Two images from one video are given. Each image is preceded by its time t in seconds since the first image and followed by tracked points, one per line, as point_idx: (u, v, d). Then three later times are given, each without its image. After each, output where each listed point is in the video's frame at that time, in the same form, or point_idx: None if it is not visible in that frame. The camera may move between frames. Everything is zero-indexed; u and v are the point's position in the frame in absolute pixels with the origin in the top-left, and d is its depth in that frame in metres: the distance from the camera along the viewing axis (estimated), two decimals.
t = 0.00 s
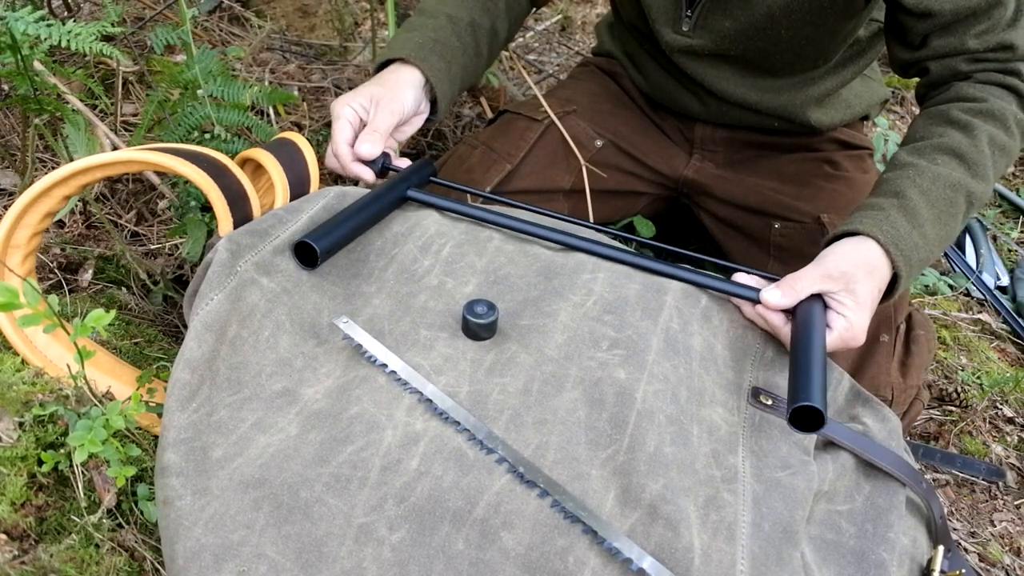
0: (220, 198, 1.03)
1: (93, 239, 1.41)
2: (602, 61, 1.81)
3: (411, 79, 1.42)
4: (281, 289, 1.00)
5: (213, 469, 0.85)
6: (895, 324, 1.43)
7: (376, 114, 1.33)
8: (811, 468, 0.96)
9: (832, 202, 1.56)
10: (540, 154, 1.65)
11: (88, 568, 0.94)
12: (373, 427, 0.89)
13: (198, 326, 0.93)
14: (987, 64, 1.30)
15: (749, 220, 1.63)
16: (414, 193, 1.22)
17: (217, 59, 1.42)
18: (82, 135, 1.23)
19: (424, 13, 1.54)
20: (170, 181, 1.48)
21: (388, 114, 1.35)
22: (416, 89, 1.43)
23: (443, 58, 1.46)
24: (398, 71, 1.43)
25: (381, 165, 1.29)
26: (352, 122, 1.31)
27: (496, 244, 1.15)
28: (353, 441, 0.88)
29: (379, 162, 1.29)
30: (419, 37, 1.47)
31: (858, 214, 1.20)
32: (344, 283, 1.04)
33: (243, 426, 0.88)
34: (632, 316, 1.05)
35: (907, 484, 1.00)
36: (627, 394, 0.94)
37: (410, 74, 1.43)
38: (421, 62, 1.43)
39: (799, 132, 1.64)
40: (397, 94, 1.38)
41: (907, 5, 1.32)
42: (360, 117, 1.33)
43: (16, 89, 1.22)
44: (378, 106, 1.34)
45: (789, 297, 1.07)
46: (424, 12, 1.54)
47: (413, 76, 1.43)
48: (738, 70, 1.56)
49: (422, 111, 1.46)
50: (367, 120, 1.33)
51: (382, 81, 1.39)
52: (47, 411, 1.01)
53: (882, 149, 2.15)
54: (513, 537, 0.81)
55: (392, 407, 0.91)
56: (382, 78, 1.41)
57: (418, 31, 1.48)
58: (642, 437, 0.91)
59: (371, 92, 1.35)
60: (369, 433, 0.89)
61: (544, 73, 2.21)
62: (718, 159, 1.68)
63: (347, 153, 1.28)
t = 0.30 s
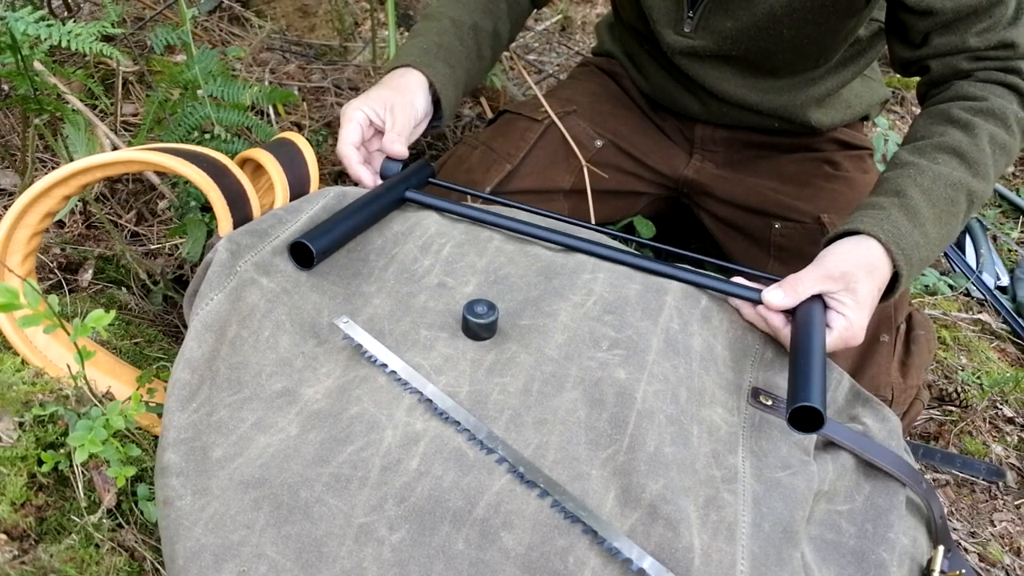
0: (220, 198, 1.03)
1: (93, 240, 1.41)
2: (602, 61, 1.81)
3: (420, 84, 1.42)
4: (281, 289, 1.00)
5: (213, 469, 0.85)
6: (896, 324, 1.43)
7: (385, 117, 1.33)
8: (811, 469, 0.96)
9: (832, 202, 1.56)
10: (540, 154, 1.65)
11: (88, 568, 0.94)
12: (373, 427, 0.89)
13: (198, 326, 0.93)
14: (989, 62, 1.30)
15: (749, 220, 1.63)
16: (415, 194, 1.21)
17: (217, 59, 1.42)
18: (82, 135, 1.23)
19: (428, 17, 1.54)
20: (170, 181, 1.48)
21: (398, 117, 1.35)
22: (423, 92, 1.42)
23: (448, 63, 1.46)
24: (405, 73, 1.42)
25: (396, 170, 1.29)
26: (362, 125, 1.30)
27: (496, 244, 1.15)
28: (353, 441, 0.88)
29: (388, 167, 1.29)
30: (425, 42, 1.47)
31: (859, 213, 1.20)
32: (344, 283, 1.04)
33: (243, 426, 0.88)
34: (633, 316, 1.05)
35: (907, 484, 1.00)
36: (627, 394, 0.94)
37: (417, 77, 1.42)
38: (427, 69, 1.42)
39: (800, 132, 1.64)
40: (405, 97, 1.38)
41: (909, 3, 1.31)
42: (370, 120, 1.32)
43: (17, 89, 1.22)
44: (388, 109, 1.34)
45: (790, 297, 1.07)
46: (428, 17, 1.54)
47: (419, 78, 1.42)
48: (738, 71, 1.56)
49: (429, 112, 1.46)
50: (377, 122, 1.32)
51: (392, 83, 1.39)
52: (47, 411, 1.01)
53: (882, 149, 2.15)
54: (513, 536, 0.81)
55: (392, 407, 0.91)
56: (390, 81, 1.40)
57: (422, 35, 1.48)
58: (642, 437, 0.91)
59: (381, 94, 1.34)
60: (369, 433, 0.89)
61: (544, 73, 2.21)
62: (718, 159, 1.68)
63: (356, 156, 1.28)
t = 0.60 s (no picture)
0: (220, 198, 1.03)
1: (93, 239, 1.41)
2: (602, 61, 1.80)
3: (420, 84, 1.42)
4: (281, 289, 1.00)
5: (213, 469, 0.85)
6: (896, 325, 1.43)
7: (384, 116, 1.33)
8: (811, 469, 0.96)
9: (832, 202, 1.56)
10: (540, 154, 1.65)
11: (88, 568, 0.94)
12: (373, 427, 0.89)
13: (198, 326, 0.93)
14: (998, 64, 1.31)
15: (749, 220, 1.63)
16: (418, 194, 1.20)
17: (216, 59, 1.42)
18: (83, 135, 1.23)
19: (427, 16, 1.55)
20: (170, 181, 1.48)
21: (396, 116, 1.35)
22: (421, 91, 1.42)
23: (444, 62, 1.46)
24: (402, 73, 1.41)
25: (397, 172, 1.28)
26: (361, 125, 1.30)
27: (496, 244, 1.15)
28: (353, 441, 0.88)
29: (392, 166, 1.28)
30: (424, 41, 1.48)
31: (892, 221, 1.20)
32: (344, 282, 1.04)
33: (243, 426, 0.88)
34: (633, 316, 1.05)
35: (906, 484, 1.00)
36: (627, 394, 0.94)
37: (415, 77, 1.42)
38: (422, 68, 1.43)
39: (800, 133, 1.64)
40: (402, 96, 1.38)
41: (917, 6, 1.33)
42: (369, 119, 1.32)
43: (17, 89, 1.22)
44: (386, 108, 1.34)
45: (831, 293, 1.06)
46: (426, 16, 1.55)
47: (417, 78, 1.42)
48: (740, 72, 1.56)
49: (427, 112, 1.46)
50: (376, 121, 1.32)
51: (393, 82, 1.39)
52: (47, 411, 1.01)
53: (882, 149, 2.15)
54: (513, 536, 0.81)
55: (392, 407, 0.91)
56: (389, 81, 1.39)
57: (421, 34, 1.49)
58: (643, 437, 0.91)
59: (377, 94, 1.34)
60: (369, 433, 0.89)
61: (544, 73, 2.21)
62: (718, 159, 1.68)
63: (360, 151, 1.28)
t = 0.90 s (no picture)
0: (219, 198, 1.03)
1: (93, 240, 1.41)
2: (602, 61, 1.80)
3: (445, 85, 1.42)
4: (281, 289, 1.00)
5: (213, 469, 0.85)
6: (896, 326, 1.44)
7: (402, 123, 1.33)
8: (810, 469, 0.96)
9: (833, 202, 1.56)
10: (540, 154, 1.65)
11: (88, 568, 0.94)
12: (373, 427, 0.89)
13: (198, 326, 0.93)
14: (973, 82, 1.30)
15: (750, 220, 1.63)
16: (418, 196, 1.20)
17: (216, 59, 1.42)
18: (82, 135, 1.23)
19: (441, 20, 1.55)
20: (170, 181, 1.48)
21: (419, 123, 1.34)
22: (450, 95, 1.42)
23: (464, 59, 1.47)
24: (435, 79, 1.42)
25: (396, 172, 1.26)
26: (378, 129, 1.30)
27: (496, 244, 1.15)
28: (353, 441, 0.88)
29: (391, 168, 1.26)
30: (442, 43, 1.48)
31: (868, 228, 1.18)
32: (343, 281, 1.05)
33: (243, 426, 0.88)
34: (633, 315, 1.05)
35: (907, 484, 1.00)
36: (627, 394, 0.94)
37: (446, 81, 1.42)
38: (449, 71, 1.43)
39: (800, 134, 1.64)
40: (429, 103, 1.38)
41: (906, 8, 1.30)
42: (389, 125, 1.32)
43: (17, 89, 1.22)
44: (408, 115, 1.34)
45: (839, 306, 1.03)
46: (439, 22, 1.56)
47: (449, 86, 1.43)
48: (740, 71, 1.56)
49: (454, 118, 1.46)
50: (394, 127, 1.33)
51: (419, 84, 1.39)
52: (47, 411, 1.01)
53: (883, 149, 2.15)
54: (513, 537, 0.81)
55: (392, 407, 0.91)
56: (420, 85, 1.40)
57: (444, 38, 1.50)
58: (643, 437, 0.91)
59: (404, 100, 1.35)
60: (369, 433, 0.89)
61: (544, 73, 2.21)
62: (719, 159, 1.68)
63: (359, 155, 1.28)
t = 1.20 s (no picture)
0: (220, 198, 1.03)
1: (93, 240, 1.41)
2: (602, 62, 1.81)
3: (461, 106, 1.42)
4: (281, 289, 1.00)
5: (213, 469, 0.85)
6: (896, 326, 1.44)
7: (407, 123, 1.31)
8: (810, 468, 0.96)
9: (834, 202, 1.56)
10: (540, 154, 1.65)
11: (87, 568, 0.94)
12: (373, 427, 0.89)
13: (198, 326, 0.93)
14: (955, 89, 1.25)
15: (750, 220, 1.62)
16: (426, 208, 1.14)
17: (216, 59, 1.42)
18: (83, 135, 1.23)
19: (453, 37, 1.54)
20: (170, 181, 1.48)
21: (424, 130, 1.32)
22: (457, 114, 1.41)
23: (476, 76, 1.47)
24: (449, 93, 1.41)
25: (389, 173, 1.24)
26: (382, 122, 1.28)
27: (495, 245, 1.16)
28: (353, 441, 0.88)
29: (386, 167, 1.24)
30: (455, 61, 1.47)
31: (844, 218, 1.15)
32: (342, 281, 1.05)
33: (243, 426, 0.88)
34: (632, 316, 1.05)
35: (907, 484, 1.00)
36: (627, 394, 0.95)
37: (458, 101, 1.41)
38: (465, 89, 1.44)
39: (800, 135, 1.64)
40: (437, 113, 1.36)
41: (891, 9, 1.26)
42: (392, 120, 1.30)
43: (17, 89, 1.22)
44: (416, 119, 1.31)
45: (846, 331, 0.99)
46: (449, 37, 1.54)
47: (459, 104, 1.42)
48: (740, 77, 1.56)
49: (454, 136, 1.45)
50: (397, 125, 1.30)
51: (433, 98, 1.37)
52: (47, 411, 1.01)
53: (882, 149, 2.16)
54: (513, 537, 0.81)
55: (392, 407, 0.91)
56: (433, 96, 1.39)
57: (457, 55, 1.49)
58: (642, 437, 0.91)
59: (415, 101, 1.33)
60: (369, 433, 0.89)
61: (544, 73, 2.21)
62: (719, 159, 1.68)
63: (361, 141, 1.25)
